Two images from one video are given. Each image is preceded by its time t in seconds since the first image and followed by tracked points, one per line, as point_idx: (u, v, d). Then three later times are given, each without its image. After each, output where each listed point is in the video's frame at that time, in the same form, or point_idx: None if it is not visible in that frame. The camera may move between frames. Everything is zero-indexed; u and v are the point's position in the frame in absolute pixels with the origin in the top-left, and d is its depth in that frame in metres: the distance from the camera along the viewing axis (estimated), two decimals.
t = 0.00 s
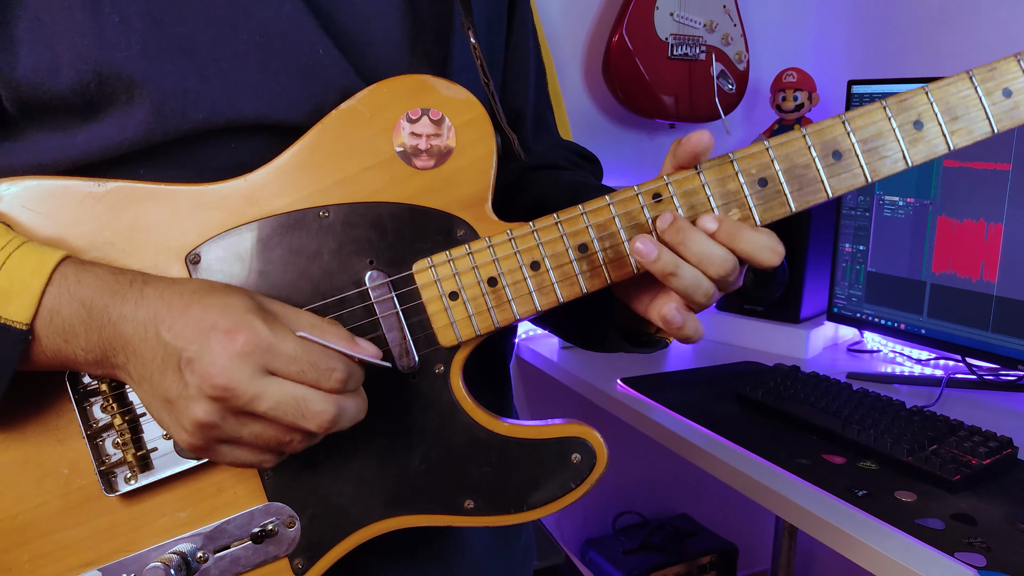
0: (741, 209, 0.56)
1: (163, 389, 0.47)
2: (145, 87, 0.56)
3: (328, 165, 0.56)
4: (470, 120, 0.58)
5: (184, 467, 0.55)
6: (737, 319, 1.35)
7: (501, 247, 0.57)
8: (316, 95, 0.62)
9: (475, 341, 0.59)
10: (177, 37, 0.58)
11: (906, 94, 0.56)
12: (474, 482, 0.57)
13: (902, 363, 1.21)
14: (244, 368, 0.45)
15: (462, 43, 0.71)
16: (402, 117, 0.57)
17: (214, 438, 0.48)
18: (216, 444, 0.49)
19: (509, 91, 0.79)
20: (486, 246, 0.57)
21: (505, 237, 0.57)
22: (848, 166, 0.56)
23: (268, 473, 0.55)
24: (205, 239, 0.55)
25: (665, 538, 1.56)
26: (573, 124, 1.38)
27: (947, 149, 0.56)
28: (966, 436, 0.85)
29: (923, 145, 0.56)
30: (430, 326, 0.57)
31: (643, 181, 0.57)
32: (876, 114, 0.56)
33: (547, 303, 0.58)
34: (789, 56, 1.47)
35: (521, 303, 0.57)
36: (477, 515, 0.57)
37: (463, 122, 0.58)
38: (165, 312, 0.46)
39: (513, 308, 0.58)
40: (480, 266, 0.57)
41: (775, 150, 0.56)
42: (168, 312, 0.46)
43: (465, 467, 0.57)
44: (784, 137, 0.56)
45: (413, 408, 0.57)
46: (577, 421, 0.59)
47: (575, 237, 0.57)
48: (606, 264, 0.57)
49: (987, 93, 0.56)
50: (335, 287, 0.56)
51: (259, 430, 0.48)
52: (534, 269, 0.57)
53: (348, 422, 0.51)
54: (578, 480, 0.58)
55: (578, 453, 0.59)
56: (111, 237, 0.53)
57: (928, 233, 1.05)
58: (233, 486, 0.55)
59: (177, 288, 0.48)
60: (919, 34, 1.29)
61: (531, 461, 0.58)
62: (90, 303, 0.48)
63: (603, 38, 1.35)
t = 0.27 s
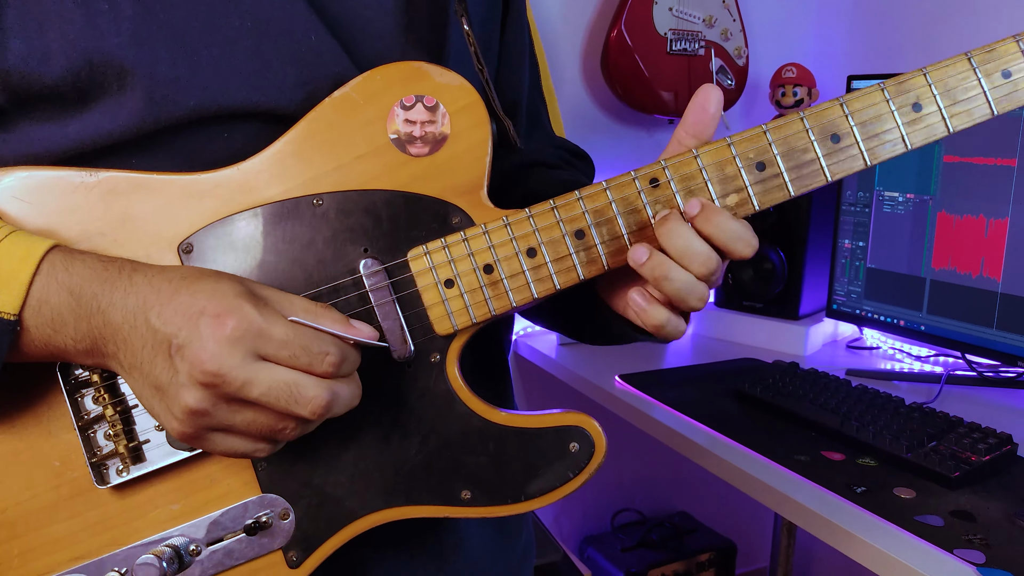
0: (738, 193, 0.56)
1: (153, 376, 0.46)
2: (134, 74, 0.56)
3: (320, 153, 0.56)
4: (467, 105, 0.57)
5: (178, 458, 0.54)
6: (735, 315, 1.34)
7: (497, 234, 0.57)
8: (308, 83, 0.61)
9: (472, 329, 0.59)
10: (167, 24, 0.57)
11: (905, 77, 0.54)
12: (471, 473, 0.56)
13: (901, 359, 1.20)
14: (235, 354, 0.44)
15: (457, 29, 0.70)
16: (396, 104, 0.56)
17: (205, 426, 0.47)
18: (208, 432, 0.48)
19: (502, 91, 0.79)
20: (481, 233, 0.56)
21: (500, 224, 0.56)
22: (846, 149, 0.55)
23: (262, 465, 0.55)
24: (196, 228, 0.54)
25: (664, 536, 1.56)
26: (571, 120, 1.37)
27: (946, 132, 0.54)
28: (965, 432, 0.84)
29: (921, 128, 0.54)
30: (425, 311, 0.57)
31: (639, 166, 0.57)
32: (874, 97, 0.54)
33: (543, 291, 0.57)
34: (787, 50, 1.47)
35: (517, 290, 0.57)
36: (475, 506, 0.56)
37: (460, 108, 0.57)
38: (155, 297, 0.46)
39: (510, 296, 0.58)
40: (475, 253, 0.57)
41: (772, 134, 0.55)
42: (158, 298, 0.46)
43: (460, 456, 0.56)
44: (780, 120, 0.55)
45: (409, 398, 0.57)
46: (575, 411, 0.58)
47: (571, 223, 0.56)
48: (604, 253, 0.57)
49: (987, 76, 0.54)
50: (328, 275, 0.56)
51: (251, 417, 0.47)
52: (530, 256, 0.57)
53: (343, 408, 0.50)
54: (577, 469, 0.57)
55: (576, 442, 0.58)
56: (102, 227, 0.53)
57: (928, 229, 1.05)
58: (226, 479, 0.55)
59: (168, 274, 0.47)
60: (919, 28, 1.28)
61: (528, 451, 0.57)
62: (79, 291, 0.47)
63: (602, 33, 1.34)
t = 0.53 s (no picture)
0: (729, 161, 0.56)
1: (146, 361, 0.46)
2: (116, 62, 0.56)
3: (308, 138, 0.57)
4: (451, 84, 0.57)
5: (168, 448, 0.54)
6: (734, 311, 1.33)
7: (486, 212, 0.56)
8: (296, 70, 0.61)
9: (464, 309, 0.58)
10: (151, 15, 0.57)
11: (890, 41, 0.56)
12: (468, 452, 0.56)
13: (899, 356, 1.20)
14: (232, 332, 0.44)
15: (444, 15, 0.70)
16: (380, 86, 0.57)
17: (202, 410, 0.46)
18: (205, 418, 0.47)
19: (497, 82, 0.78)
20: (470, 211, 0.56)
21: (488, 200, 0.56)
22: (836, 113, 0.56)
23: (255, 452, 0.54)
24: (183, 216, 0.55)
25: (662, 533, 1.55)
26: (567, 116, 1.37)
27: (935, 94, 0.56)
28: (963, 430, 0.83)
29: (910, 90, 0.56)
30: (416, 296, 0.57)
31: (627, 140, 0.57)
32: (862, 63, 0.57)
33: (536, 267, 0.56)
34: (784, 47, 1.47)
35: (508, 268, 0.56)
36: (474, 486, 0.56)
37: (445, 87, 0.57)
38: (143, 286, 0.46)
39: (501, 272, 0.56)
40: (464, 231, 0.56)
41: (761, 102, 0.56)
42: (147, 285, 0.46)
43: (458, 436, 0.56)
44: (768, 89, 0.57)
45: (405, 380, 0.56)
46: (570, 387, 0.57)
47: (561, 198, 0.56)
48: (594, 227, 0.56)
49: (974, 37, 0.56)
50: (316, 258, 0.56)
51: (249, 398, 0.47)
52: (520, 233, 0.56)
53: (342, 382, 0.49)
54: (575, 445, 0.56)
55: (574, 418, 0.57)
56: (88, 218, 0.54)
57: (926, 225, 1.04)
58: (218, 467, 0.54)
59: (152, 262, 0.47)
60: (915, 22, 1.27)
61: (525, 428, 0.56)
62: (64, 283, 0.47)
63: (598, 31, 1.33)
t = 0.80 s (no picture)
0: (723, 148, 0.55)
1: (116, 346, 0.45)
2: (105, 54, 0.55)
3: (295, 127, 0.56)
4: (442, 74, 0.57)
5: (150, 441, 0.53)
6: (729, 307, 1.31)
7: (476, 199, 0.56)
8: (284, 61, 0.60)
9: (454, 299, 0.57)
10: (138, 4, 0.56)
11: (887, 28, 0.55)
12: (457, 445, 0.54)
13: (899, 352, 1.18)
14: (197, 323, 0.43)
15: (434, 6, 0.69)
16: (370, 75, 0.56)
17: (166, 401, 0.46)
18: (170, 409, 0.47)
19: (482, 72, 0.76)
20: (460, 198, 0.55)
21: (479, 187, 0.56)
22: (830, 101, 0.55)
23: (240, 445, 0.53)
24: (170, 205, 0.54)
25: (659, 530, 1.54)
26: (564, 110, 1.35)
27: (932, 81, 0.55)
28: (962, 424, 0.82)
29: (906, 77, 0.55)
30: (406, 285, 0.56)
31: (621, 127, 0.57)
32: (858, 49, 0.55)
33: (525, 254, 0.56)
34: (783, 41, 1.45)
35: (499, 256, 0.56)
36: (464, 480, 0.53)
37: (435, 77, 0.57)
38: (124, 269, 0.45)
39: (491, 261, 0.56)
40: (454, 219, 0.55)
41: (755, 89, 0.55)
42: (128, 269, 0.45)
43: (447, 428, 0.54)
44: (762, 75, 0.55)
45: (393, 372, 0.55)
46: (564, 378, 0.55)
47: (552, 185, 0.56)
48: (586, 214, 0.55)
49: (971, 24, 0.55)
50: (304, 250, 0.55)
51: (214, 393, 0.46)
52: (511, 221, 0.55)
53: (312, 388, 0.48)
54: (568, 438, 0.54)
55: (567, 410, 0.54)
56: (73, 208, 0.53)
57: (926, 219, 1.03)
58: (203, 459, 0.53)
59: (140, 244, 0.47)
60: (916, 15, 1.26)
61: (516, 420, 0.54)
62: (48, 264, 0.47)
63: (596, 23, 1.31)
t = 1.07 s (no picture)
0: (719, 129, 0.54)
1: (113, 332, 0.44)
2: (94, 47, 0.54)
3: (285, 116, 0.55)
4: (433, 60, 0.56)
5: (141, 437, 0.52)
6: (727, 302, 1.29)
7: (470, 184, 0.55)
8: (275, 52, 0.59)
9: (450, 287, 0.56)
10: None
11: (881, 6, 0.55)
12: (455, 433, 0.52)
13: (898, 348, 1.17)
14: (199, 286, 0.42)
15: None
16: (362, 63, 0.55)
17: (180, 376, 0.45)
18: (183, 385, 0.45)
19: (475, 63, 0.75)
20: (454, 183, 0.55)
21: (473, 173, 0.55)
22: (825, 79, 0.54)
23: (234, 439, 0.52)
24: (161, 197, 0.53)
25: (658, 528, 1.53)
26: (562, 105, 1.34)
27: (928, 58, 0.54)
28: (961, 421, 0.81)
29: (902, 53, 0.54)
30: (401, 272, 0.55)
31: (615, 110, 0.56)
32: (853, 28, 0.55)
33: (521, 240, 0.55)
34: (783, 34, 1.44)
35: (495, 242, 0.55)
36: (463, 469, 0.52)
37: (427, 63, 0.56)
38: (112, 252, 0.45)
39: (487, 247, 0.55)
40: (448, 205, 0.55)
41: (750, 69, 0.55)
42: (115, 253, 0.44)
43: (444, 416, 0.53)
44: (757, 55, 0.55)
45: (388, 360, 0.54)
46: (564, 364, 0.54)
47: (548, 169, 0.55)
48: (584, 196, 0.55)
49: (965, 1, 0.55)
50: (298, 238, 0.54)
51: (226, 358, 0.45)
52: (506, 206, 0.55)
53: (324, 337, 0.46)
54: (568, 424, 0.53)
55: (566, 397, 0.53)
56: (64, 203, 0.52)
57: (925, 215, 1.02)
58: (195, 453, 0.52)
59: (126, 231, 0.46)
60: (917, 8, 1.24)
61: (516, 407, 0.53)
62: (35, 256, 0.46)
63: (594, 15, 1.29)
